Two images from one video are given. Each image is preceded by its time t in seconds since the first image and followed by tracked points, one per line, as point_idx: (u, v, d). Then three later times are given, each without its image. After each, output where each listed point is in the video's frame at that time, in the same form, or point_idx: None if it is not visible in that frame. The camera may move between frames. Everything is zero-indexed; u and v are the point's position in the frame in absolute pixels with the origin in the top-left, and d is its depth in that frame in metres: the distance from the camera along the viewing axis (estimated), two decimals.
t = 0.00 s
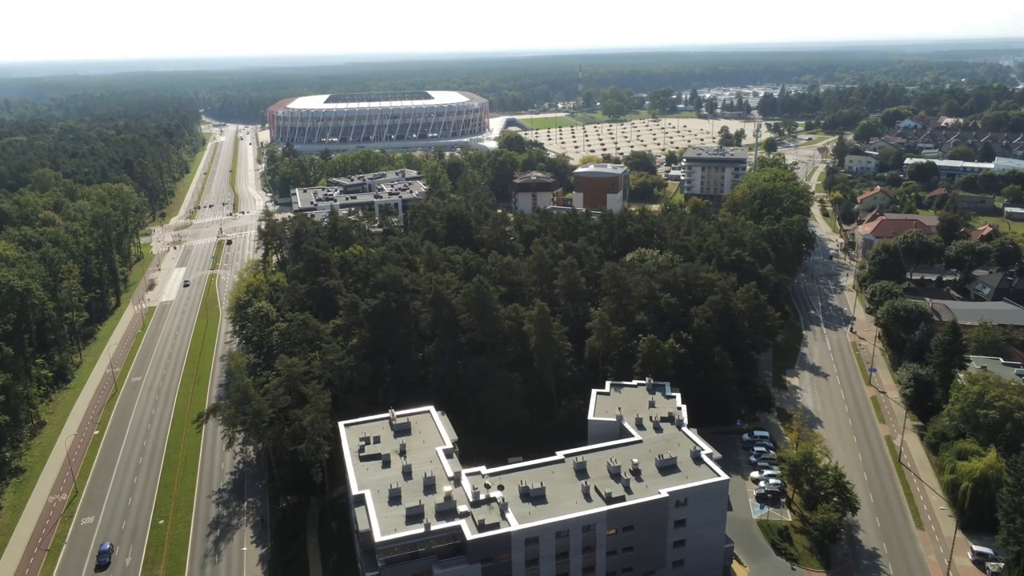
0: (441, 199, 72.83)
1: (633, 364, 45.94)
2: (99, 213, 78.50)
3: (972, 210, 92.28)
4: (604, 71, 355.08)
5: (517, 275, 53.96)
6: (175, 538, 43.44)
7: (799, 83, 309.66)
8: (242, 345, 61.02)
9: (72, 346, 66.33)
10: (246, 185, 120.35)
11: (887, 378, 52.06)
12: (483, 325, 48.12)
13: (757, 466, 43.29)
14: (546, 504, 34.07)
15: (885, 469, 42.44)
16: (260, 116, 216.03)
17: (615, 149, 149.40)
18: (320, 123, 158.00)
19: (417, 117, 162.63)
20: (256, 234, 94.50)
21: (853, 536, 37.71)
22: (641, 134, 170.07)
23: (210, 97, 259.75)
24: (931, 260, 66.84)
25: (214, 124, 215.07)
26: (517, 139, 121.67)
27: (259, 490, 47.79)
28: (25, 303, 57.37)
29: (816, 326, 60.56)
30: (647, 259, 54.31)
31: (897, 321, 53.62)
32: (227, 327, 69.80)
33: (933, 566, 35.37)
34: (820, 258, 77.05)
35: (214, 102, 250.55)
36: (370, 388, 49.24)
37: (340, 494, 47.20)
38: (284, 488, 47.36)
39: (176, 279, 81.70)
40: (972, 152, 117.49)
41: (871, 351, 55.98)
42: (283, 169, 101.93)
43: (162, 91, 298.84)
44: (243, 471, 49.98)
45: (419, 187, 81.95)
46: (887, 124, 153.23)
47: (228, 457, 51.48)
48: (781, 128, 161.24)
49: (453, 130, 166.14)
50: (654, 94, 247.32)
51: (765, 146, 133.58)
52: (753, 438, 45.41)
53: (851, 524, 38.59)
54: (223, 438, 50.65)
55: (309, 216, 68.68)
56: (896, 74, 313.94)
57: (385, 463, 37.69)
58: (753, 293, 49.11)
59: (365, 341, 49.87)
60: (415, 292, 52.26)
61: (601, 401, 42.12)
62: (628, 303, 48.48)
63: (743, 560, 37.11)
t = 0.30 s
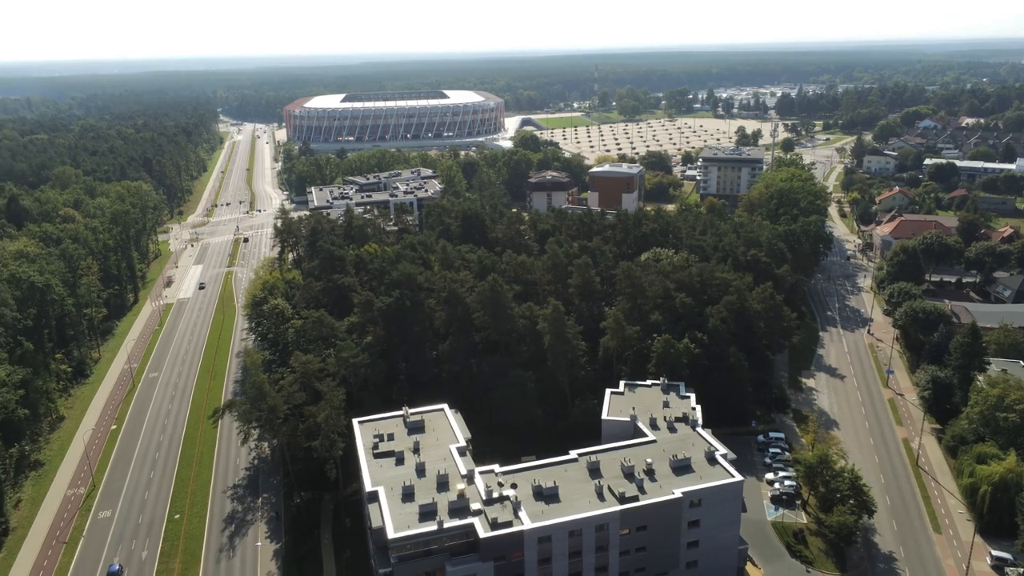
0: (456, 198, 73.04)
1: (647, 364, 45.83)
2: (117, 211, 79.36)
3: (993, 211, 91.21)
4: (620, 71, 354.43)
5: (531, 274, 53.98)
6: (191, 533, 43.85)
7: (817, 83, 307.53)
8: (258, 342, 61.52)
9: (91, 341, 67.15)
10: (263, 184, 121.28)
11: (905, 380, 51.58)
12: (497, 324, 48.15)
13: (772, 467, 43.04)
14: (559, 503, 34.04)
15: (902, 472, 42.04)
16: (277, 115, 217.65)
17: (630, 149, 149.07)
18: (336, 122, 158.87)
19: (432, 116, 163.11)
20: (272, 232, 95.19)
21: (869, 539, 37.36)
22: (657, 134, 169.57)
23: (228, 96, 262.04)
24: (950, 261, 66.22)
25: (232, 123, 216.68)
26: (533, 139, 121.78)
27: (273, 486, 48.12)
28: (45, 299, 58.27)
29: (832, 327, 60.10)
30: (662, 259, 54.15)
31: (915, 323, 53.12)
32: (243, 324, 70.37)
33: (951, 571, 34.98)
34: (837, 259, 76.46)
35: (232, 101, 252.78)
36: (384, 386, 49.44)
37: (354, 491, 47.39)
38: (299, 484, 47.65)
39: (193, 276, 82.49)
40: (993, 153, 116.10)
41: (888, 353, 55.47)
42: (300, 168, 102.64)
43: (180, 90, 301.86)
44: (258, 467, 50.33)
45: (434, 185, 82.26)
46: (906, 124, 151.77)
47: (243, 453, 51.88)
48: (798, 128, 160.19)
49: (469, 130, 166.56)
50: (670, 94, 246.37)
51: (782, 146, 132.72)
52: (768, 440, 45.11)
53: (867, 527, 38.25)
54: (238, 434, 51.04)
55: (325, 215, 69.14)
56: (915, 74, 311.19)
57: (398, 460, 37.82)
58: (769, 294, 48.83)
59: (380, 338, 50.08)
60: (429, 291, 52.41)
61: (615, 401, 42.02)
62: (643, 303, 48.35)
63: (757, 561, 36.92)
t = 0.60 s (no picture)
0: (471, 197, 73.26)
1: (661, 364, 45.69)
2: (136, 208, 80.25)
3: (1014, 213, 90.09)
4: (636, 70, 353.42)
5: (546, 273, 54.01)
6: (206, 527, 44.23)
7: (836, 83, 305.11)
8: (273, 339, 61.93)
9: (109, 337, 67.90)
10: (279, 182, 122.16)
11: (923, 382, 51.06)
12: (511, 322, 48.16)
13: (787, 469, 42.76)
14: (572, 502, 34.02)
15: (920, 475, 41.63)
16: (294, 114, 219.18)
17: (646, 149, 148.67)
18: (353, 121, 159.71)
19: (448, 116, 163.55)
20: (288, 230, 95.87)
21: (886, 543, 37.02)
22: (673, 133, 168.96)
23: (245, 95, 264.38)
24: (970, 263, 65.55)
25: (249, 122, 218.48)
26: (548, 138, 121.85)
27: (288, 482, 48.42)
28: (65, 294, 58.98)
29: (849, 329, 59.63)
30: (677, 259, 53.99)
31: (934, 325, 52.58)
32: (259, 321, 70.87)
33: None
34: (855, 261, 75.84)
35: (250, 101, 254.97)
36: (399, 384, 49.66)
37: (368, 488, 47.56)
38: (313, 481, 47.90)
39: (210, 273, 83.22)
40: (1015, 153, 114.64)
41: (906, 355, 54.94)
42: (316, 166, 103.33)
43: (198, 90, 304.78)
44: (273, 463, 50.65)
45: (449, 184, 82.52)
46: (926, 125, 150.16)
47: (258, 449, 52.21)
48: (816, 128, 159.08)
49: (484, 129, 166.85)
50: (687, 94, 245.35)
51: (799, 146, 131.88)
52: (783, 441, 44.79)
53: (883, 530, 37.90)
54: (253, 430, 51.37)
55: (341, 213, 69.56)
56: (936, 74, 307.90)
57: (412, 457, 37.94)
58: (785, 295, 48.57)
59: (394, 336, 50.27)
60: (444, 289, 52.54)
61: (629, 401, 41.91)
62: (658, 303, 48.21)
63: (771, 563, 36.69)
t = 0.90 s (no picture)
0: (487, 196, 73.38)
1: (676, 364, 45.54)
2: (154, 206, 81.09)
3: None
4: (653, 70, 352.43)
5: (560, 272, 53.98)
6: (221, 522, 44.61)
7: (855, 83, 302.60)
8: (289, 336, 62.31)
9: (127, 333, 68.66)
10: (295, 181, 122.94)
11: (941, 385, 50.54)
12: (525, 321, 48.17)
13: (802, 471, 42.47)
14: (586, 501, 33.97)
15: (938, 479, 41.19)
16: (310, 113, 220.49)
17: (662, 149, 148.18)
18: (369, 120, 160.39)
19: (463, 115, 163.85)
20: (305, 228, 96.49)
21: (903, 546, 36.65)
22: (689, 133, 168.28)
23: (263, 95, 266.37)
24: (990, 264, 64.81)
25: (266, 121, 220.19)
26: (563, 138, 121.88)
27: (302, 478, 48.71)
28: (84, 290, 59.67)
29: (867, 330, 59.13)
30: (693, 258, 53.78)
31: (953, 327, 52.02)
32: (275, 318, 71.37)
33: None
34: (873, 262, 75.21)
35: (266, 100, 256.79)
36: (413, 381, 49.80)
37: (381, 485, 47.70)
38: (327, 477, 48.17)
39: (226, 271, 83.88)
40: None
41: (924, 357, 54.40)
42: (332, 165, 103.95)
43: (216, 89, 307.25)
44: (288, 459, 50.95)
45: (465, 184, 82.77)
46: (946, 125, 148.52)
47: (273, 445, 52.57)
48: (834, 129, 157.90)
49: (500, 128, 167.02)
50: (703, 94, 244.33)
51: (817, 146, 130.97)
52: (799, 443, 44.51)
53: (900, 533, 37.53)
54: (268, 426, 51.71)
55: (357, 211, 69.95)
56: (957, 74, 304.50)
57: (425, 455, 38.04)
58: (801, 295, 48.24)
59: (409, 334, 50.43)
60: (458, 287, 52.62)
61: (643, 401, 41.78)
62: (673, 302, 48.03)
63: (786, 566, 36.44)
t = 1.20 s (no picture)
0: (502, 195, 73.55)
1: (691, 364, 45.35)
2: (173, 204, 81.98)
3: None
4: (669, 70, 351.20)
5: (575, 272, 53.95)
6: (236, 517, 44.97)
7: (874, 83, 299.87)
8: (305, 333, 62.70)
9: (146, 329, 69.46)
10: (312, 179, 123.79)
11: (961, 388, 49.99)
12: (540, 320, 48.15)
13: (818, 473, 42.15)
14: (599, 501, 33.90)
15: (957, 482, 40.73)
16: (327, 113, 221.90)
17: (678, 148, 147.70)
18: (385, 120, 161.04)
19: (479, 115, 164.15)
20: (321, 226, 97.16)
21: (920, 550, 36.26)
22: (706, 133, 167.52)
23: (281, 94, 267.97)
24: (1011, 266, 64.05)
25: (284, 120, 221.88)
26: (579, 137, 121.94)
27: (317, 475, 49.00)
28: (103, 286, 60.35)
29: (885, 332, 58.57)
30: (709, 258, 53.55)
31: (973, 329, 51.47)
32: (291, 315, 71.85)
33: None
34: (891, 263, 74.54)
35: (284, 99, 258.76)
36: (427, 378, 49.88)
37: (395, 482, 47.85)
38: (342, 474, 48.43)
39: (243, 269, 84.55)
40: None
41: (944, 360, 53.82)
42: (348, 164, 104.58)
43: (234, 88, 309.79)
44: (303, 455, 51.26)
45: (480, 183, 82.96)
46: (968, 125, 146.80)
47: (288, 441, 52.93)
48: (853, 129, 156.65)
49: (516, 128, 167.18)
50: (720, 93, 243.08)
51: (835, 146, 129.93)
52: (815, 445, 44.20)
53: (918, 537, 37.13)
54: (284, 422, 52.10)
55: (373, 210, 70.35)
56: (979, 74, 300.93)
57: (439, 453, 38.12)
58: (819, 296, 47.89)
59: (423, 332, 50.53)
60: (473, 285, 52.72)
61: (657, 400, 41.63)
62: (688, 302, 47.83)
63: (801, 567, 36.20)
